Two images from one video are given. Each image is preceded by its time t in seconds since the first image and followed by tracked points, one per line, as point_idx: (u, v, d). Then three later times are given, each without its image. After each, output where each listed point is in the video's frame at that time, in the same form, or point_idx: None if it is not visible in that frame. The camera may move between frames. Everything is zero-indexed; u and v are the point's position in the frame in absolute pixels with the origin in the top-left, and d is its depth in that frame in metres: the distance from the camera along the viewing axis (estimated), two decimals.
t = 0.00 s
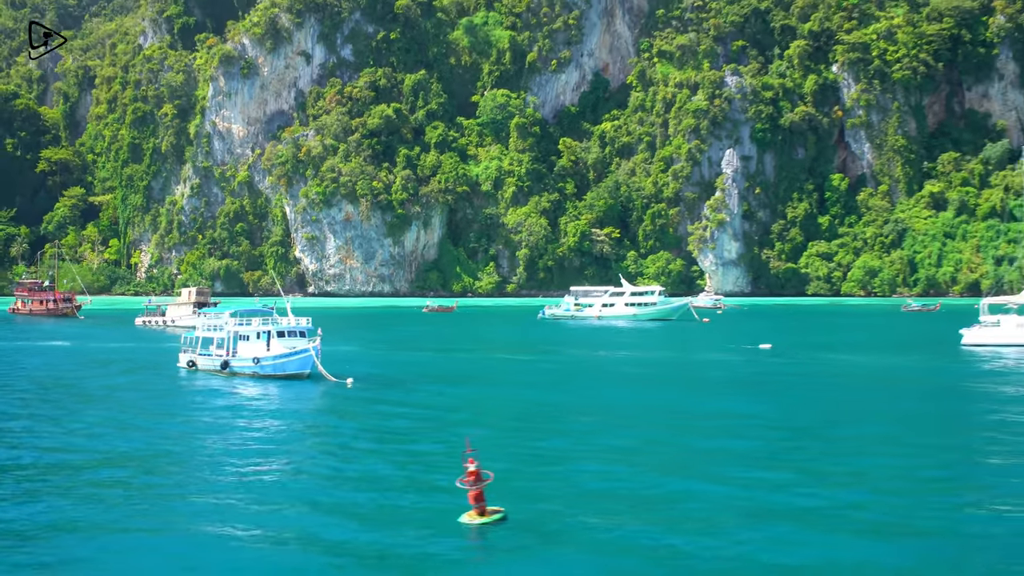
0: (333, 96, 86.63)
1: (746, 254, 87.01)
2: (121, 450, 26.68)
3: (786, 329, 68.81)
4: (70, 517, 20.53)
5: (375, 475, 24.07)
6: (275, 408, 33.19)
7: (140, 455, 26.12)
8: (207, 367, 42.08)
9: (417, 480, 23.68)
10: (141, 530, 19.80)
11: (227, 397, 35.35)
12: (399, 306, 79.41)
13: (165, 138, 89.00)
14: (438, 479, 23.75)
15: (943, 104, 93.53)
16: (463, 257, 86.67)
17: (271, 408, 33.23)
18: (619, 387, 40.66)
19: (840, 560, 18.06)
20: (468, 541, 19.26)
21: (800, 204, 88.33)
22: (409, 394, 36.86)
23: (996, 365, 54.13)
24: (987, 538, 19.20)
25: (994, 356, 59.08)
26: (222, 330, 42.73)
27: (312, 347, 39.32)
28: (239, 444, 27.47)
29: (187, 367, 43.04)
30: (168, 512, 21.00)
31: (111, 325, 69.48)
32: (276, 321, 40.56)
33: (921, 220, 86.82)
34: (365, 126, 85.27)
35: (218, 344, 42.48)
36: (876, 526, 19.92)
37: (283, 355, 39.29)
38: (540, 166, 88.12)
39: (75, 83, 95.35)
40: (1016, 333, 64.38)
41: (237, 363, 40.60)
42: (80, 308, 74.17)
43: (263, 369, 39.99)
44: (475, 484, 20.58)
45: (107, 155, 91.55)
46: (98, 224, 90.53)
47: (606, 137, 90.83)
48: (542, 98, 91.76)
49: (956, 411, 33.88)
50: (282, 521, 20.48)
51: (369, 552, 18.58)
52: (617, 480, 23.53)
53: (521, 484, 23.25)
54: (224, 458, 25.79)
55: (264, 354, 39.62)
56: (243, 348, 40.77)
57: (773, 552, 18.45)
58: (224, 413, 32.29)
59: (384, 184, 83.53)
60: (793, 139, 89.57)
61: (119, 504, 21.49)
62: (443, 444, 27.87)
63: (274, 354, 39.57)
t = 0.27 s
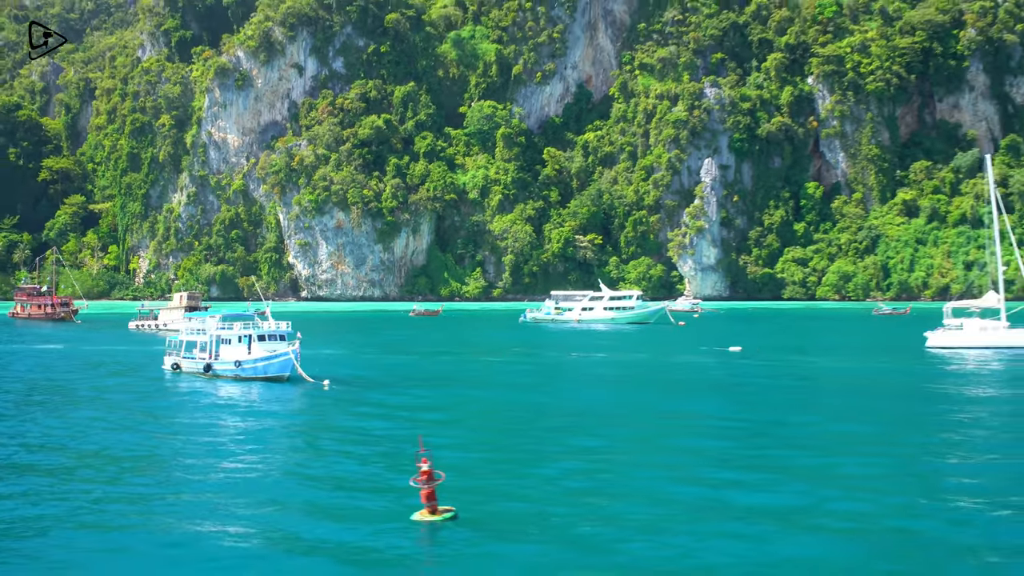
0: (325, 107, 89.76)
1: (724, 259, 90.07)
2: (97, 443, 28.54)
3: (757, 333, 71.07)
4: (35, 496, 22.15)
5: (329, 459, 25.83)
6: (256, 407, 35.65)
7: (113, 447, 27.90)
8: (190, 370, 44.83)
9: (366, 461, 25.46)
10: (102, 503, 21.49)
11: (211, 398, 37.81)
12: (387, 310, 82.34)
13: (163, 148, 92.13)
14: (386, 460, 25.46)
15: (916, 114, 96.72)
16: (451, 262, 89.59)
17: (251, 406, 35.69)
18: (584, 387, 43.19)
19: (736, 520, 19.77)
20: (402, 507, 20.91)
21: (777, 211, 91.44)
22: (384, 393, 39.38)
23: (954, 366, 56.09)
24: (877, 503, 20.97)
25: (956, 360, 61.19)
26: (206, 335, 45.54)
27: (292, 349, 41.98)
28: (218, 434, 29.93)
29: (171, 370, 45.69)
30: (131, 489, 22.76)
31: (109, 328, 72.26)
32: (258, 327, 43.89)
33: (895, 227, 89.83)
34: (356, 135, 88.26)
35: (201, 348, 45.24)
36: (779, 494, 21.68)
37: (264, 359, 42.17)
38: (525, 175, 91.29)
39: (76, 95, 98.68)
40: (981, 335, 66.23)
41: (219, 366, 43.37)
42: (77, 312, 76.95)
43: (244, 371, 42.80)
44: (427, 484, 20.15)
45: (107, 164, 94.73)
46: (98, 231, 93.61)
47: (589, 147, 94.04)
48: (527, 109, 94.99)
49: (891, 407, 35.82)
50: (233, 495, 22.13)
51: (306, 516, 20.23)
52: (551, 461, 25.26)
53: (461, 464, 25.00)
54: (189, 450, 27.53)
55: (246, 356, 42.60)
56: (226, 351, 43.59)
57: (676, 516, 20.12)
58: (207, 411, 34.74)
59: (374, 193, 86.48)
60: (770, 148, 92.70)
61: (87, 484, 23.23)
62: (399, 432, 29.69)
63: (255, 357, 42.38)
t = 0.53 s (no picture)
0: (322, 118, 94.24)
1: (702, 262, 94.53)
2: (96, 435, 31.81)
3: (729, 330, 74.26)
4: (39, 483, 25.33)
5: (300, 450, 28.95)
6: (243, 400, 39.51)
7: (109, 439, 31.11)
8: (182, 368, 48.64)
9: (332, 452, 28.58)
10: (98, 490, 24.62)
11: (203, 393, 41.69)
12: (379, 311, 86.76)
13: (167, 156, 96.69)
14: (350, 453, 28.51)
15: (887, 123, 101.22)
16: (442, 265, 93.95)
17: (239, 400, 39.55)
18: (550, 380, 47.00)
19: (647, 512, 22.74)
20: (358, 488, 24.46)
21: (753, 217, 95.88)
22: (364, 386, 43.27)
23: (908, 367, 59.23)
24: (776, 498, 23.88)
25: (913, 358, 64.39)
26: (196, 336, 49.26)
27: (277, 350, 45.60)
28: (209, 423, 33.84)
29: (165, 368, 49.56)
30: (123, 477, 25.95)
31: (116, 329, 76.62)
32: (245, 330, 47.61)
33: (865, 231, 94.23)
34: (352, 144, 92.82)
35: (192, 348, 49.01)
36: (691, 490, 24.63)
37: (251, 358, 45.83)
38: (513, 182, 95.81)
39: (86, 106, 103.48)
40: (941, 336, 69.33)
41: (209, 365, 47.15)
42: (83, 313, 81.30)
43: (232, 371, 46.55)
44: (392, 477, 22.59)
45: (114, 172, 99.44)
46: (106, 235, 98.22)
47: (574, 155, 98.57)
48: (515, 119, 99.64)
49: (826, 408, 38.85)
50: (212, 483, 25.23)
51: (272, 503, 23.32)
52: (498, 455, 28.32)
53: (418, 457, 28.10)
54: (178, 441, 30.76)
55: (234, 356, 46.31)
56: (215, 352, 47.36)
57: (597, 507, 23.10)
58: (199, 404, 38.62)
59: (369, 199, 90.81)
60: (747, 156, 97.14)
61: (85, 473, 26.41)
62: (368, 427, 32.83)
63: (242, 357, 46.10)
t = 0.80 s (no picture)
0: (322, 127, 99.37)
1: (682, 265, 99.75)
2: (100, 418, 35.19)
3: (704, 328, 77.85)
4: (49, 455, 28.63)
5: (282, 431, 32.20)
6: (235, 389, 43.03)
7: (111, 421, 34.47)
8: (175, 364, 51.46)
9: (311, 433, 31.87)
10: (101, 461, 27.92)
11: (196, 383, 45.09)
12: (374, 310, 91.67)
13: (175, 162, 101.90)
14: (325, 432, 31.83)
15: (859, 133, 106.47)
16: (436, 267, 99.12)
17: (231, 389, 43.08)
18: (523, 373, 50.66)
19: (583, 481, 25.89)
20: (329, 459, 27.90)
21: (731, 221, 101.12)
22: (348, 377, 47.03)
23: (867, 362, 62.58)
24: (699, 472, 27.00)
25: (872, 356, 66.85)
26: (188, 333, 51.88)
27: (265, 347, 48.27)
28: (202, 408, 37.45)
29: (159, 363, 52.37)
30: (124, 451, 29.24)
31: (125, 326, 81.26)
32: (235, 327, 50.16)
33: (837, 235, 99.19)
34: (351, 152, 97.89)
35: (184, 345, 51.71)
36: (626, 465, 27.76)
37: (239, 354, 48.46)
38: (503, 188, 101.07)
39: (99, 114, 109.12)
40: (901, 335, 71.02)
41: (201, 361, 49.91)
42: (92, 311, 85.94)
43: (222, 367, 49.25)
44: (358, 466, 23.70)
45: (125, 177, 104.80)
46: (116, 237, 103.40)
47: (561, 163, 103.88)
48: (506, 128, 105.01)
49: (774, 401, 42.11)
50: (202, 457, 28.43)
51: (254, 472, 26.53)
52: (461, 437, 31.54)
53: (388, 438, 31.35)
54: (173, 423, 34.06)
55: (223, 352, 48.97)
56: (207, 349, 50.03)
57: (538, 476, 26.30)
58: (193, 392, 42.12)
59: (367, 204, 95.88)
60: (725, 164, 102.43)
61: (90, 448, 29.71)
62: (347, 413, 36.17)
63: (232, 354, 48.74)
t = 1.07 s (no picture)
0: (322, 129, 102.96)
1: (669, 264, 103.41)
2: (98, 408, 37.44)
3: (685, 325, 80.37)
4: (49, 441, 30.81)
5: (269, 422, 34.40)
6: (226, 382, 45.54)
7: (109, 411, 36.72)
8: (169, 358, 53.91)
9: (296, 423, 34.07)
10: (97, 447, 30.10)
11: (188, 376, 47.58)
12: (370, 307, 95.02)
13: (180, 163, 105.55)
14: (304, 422, 34.19)
15: (839, 138, 110.34)
16: (431, 265, 102.70)
17: (222, 382, 45.57)
18: (503, 368, 53.15)
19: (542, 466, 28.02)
20: (304, 445, 30.27)
21: (716, 222, 104.86)
22: (334, 371, 49.56)
23: (839, 359, 64.92)
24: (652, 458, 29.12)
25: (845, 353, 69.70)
26: (181, 328, 54.26)
27: (253, 343, 50.48)
28: (192, 399, 39.91)
29: (154, 358, 54.88)
30: (119, 438, 31.42)
31: (129, 321, 84.42)
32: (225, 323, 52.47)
33: (818, 236, 102.68)
34: (349, 154, 101.38)
35: (178, 340, 54.12)
36: (581, 452, 29.98)
37: (231, 350, 50.67)
38: (496, 189, 104.77)
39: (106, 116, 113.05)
40: (874, 332, 73.82)
41: (193, 356, 52.28)
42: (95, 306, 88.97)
43: (213, 361, 51.58)
44: (330, 457, 24.69)
45: (131, 177, 108.46)
46: (122, 235, 106.99)
47: (553, 165, 107.67)
48: (499, 131, 108.76)
49: (739, 396, 44.34)
50: (192, 444, 30.62)
51: (238, 457, 28.65)
52: (435, 427, 33.75)
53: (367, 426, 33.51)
54: (167, 414, 36.33)
55: (215, 347, 51.19)
56: (198, 344, 52.39)
57: (502, 461, 28.45)
58: (185, 385, 44.62)
59: (364, 204, 99.32)
60: (711, 167, 106.24)
61: (88, 436, 31.92)
62: (331, 405, 38.40)
63: (222, 349, 51.05)
